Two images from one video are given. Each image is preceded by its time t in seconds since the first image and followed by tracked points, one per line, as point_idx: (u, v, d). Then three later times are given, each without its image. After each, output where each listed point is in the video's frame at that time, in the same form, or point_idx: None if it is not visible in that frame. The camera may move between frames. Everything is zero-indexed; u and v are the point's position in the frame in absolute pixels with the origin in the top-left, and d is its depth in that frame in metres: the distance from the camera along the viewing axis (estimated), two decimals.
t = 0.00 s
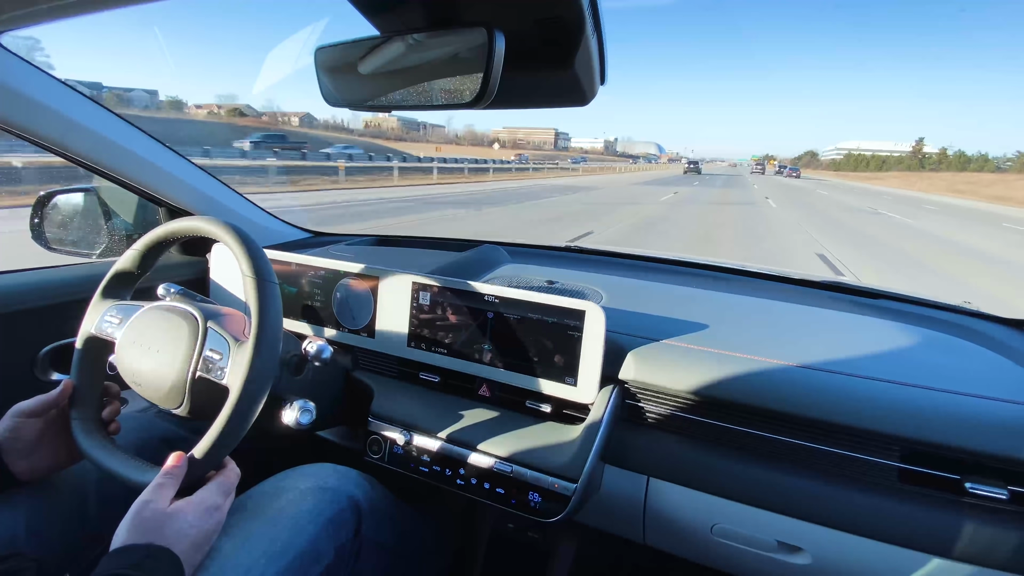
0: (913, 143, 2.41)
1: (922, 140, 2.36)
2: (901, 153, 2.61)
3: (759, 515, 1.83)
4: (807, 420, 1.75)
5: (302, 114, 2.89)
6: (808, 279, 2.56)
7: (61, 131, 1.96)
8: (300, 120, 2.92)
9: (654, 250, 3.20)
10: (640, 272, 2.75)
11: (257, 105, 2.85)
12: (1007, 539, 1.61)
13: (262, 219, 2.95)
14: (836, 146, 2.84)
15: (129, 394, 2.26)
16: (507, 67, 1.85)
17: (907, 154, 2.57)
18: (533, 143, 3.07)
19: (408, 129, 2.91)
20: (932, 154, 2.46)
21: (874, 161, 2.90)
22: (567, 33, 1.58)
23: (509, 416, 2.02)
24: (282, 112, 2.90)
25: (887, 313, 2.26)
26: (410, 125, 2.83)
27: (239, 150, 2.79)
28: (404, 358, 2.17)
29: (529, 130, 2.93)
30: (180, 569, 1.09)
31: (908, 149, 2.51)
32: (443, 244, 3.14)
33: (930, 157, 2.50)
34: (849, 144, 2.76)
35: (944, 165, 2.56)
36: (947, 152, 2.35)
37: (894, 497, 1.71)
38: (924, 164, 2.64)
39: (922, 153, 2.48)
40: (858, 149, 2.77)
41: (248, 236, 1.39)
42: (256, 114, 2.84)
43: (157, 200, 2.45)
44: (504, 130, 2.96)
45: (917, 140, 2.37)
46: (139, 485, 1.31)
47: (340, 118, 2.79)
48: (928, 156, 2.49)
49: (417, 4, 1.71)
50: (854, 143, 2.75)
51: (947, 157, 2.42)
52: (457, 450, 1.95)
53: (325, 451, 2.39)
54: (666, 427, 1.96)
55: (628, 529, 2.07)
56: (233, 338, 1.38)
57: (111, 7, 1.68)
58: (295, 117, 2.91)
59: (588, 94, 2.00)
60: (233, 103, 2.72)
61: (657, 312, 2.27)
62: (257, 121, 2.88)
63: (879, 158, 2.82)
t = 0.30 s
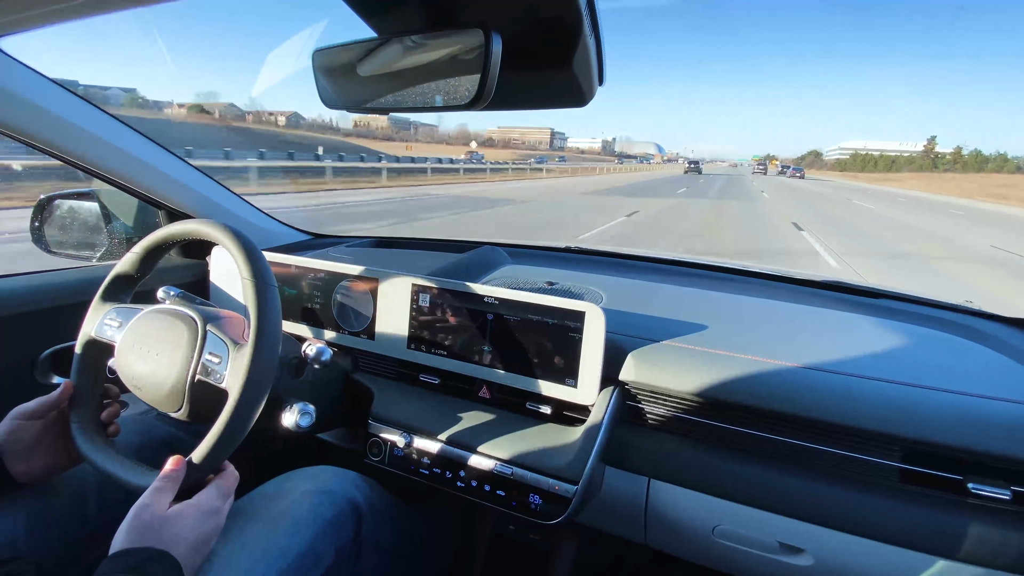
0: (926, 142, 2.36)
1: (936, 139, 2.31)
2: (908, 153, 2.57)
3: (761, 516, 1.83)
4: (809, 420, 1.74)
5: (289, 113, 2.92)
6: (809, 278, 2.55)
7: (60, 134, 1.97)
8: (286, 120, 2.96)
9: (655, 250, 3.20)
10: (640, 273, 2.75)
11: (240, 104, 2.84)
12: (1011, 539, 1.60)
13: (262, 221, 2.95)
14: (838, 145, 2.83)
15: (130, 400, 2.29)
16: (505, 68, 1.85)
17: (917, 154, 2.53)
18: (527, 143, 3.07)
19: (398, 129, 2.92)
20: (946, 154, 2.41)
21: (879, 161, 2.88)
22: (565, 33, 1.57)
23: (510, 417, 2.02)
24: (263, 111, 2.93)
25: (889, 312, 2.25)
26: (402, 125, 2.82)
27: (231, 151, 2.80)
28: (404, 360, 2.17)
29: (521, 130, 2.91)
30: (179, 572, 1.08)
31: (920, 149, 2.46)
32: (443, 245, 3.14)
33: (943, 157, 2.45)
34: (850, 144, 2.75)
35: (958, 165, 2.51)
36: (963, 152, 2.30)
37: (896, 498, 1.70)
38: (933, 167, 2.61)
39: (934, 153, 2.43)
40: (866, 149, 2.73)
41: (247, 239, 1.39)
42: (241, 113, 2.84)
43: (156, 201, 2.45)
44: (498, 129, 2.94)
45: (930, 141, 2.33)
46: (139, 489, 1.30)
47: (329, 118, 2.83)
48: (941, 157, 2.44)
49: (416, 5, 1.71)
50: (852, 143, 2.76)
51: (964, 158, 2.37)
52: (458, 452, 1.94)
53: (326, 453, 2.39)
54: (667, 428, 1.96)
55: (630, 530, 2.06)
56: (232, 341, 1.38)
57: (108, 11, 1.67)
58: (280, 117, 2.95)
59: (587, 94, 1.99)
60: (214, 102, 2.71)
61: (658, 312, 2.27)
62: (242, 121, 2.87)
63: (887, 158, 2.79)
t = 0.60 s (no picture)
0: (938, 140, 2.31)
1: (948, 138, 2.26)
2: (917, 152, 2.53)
3: (763, 515, 1.82)
4: (812, 419, 1.73)
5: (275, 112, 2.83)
6: (811, 277, 2.54)
7: (59, 132, 1.96)
8: (271, 120, 2.86)
9: (656, 249, 3.19)
10: (641, 271, 2.74)
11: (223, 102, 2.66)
12: (1015, 539, 1.59)
13: (262, 220, 2.95)
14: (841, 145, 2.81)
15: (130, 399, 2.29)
16: (505, 65, 1.84)
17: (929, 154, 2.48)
18: (520, 142, 3.05)
19: (386, 129, 2.91)
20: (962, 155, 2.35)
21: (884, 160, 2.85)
22: (565, 29, 1.56)
23: (511, 416, 2.01)
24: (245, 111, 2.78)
25: (892, 310, 2.25)
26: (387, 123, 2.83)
27: (243, 153, 2.79)
28: (404, 359, 2.16)
29: (515, 130, 2.90)
30: (178, 571, 1.08)
31: (933, 148, 2.41)
32: (443, 244, 3.13)
33: (957, 157, 2.40)
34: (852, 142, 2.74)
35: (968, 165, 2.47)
36: (979, 152, 2.23)
37: (900, 497, 1.69)
38: (943, 168, 2.57)
39: (947, 153, 2.38)
40: (874, 148, 2.69)
41: (246, 237, 1.38)
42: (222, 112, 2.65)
43: (156, 200, 2.45)
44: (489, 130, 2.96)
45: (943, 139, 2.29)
46: (138, 488, 1.30)
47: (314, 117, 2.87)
48: (952, 157, 2.41)
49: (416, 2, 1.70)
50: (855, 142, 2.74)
51: (980, 159, 2.31)
52: (459, 451, 1.93)
53: (326, 452, 2.38)
54: (669, 427, 1.95)
55: (631, 530, 2.06)
56: (232, 340, 1.37)
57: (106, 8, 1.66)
58: (267, 116, 2.84)
59: (588, 92, 1.99)
60: (194, 100, 2.50)
61: (659, 311, 2.26)
62: (224, 121, 2.67)
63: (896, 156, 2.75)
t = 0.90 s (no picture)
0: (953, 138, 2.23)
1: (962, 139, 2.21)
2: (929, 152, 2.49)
3: (765, 516, 1.81)
4: (814, 420, 1.72)
5: (262, 110, 2.77)
6: (813, 277, 2.53)
7: (59, 132, 1.96)
8: (257, 119, 2.80)
9: (657, 249, 3.19)
10: (642, 271, 2.73)
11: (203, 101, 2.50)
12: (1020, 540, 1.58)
13: (262, 221, 2.95)
14: (846, 143, 2.80)
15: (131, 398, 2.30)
16: (504, 64, 1.84)
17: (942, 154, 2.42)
18: (514, 143, 3.05)
19: (374, 128, 2.95)
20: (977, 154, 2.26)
21: (890, 160, 2.83)
22: (564, 27, 1.56)
23: (511, 416, 2.01)
24: (228, 109, 2.64)
25: (893, 310, 2.24)
26: (378, 123, 2.84)
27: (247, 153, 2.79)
28: (405, 359, 2.16)
29: (510, 128, 2.92)
30: (177, 572, 1.07)
31: (947, 149, 2.35)
32: (444, 245, 3.13)
33: (973, 157, 2.31)
34: (858, 142, 2.71)
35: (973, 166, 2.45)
36: (1000, 152, 2.11)
37: (902, 497, 1.69)
38: (956, 170, 2.47)
39: (962, 153, 2.30)
40: (884, 147, 2.64)
41: (246, 239, 1.38)
42: (202, 111, 2.51)
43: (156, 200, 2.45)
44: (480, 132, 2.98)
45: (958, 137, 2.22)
46: (137, 489, 1.29)
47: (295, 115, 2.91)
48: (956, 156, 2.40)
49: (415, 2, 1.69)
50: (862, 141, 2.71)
51: (998, 159, 2.19)
52: (459, 452, 1.93)
53: (327, 452, 2.38)
54: (670, 427, 1.94)
55: (632, 530, 2.05)
56: (232, 341, 1.37)
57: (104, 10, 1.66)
58: (253, 116, 2.77)
59: (587, 91, 1.98)
60: (171, 99, 2.36)
61: (660, 311, 2.25)
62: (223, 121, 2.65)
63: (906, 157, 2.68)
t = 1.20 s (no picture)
0: (971, 137, 2.16)
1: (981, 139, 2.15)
2: (938, 150, 2.48)
3: (767, 514, 1.81)
4: (815, 419, 1.72)
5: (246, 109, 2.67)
6: (814, 275, 2.53)
7: (61, 132, 1.96)
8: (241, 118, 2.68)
9: (658, 249, 3.19)
10: (643, 270, 2.74)
11: (182, 100, 2.38)
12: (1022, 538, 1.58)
13: (264, 221, 2.96)
14: (852, 144, 2.81)
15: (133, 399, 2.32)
16: (504, 64, 1.85)
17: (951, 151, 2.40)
18: (511, 143, 3.05)
19: (374, 129, 2.94)
20: (993, 155, 2.20)
21: (894, 160, 2.82)
22: (566, 27, 1.56)
23: (513, 415, 2.01)
24: (210, 109, 2.52)
25: (894, 308, 2.25)
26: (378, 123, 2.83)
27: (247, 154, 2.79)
28: (406, 359, 2.16)
29: (507, 128, 2.92)
30: (181, 570, 1.08)
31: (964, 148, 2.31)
32: (445, 244, 3.14)
33: (976, 157, 2.31)
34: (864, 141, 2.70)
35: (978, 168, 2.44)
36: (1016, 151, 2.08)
37: (904, 495, 1.69)
38: (975, 171, 2.42)
39: (976, 153, 2.28)
40: (891, 146, 2.63)
41: (249, 239, 1.38)
42: (181, 109, 2.35)
43: (156, 200, 2.45)
44: (473, 132, 2.99)
45: (977, 137, 2.15)
46: (140, 488, 1.30)
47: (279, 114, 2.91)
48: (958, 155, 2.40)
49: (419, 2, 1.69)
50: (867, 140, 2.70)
51: (1001, 159, 2.18)
52: (461, 450, 1.93)
53: (329, 451, 2.39)
54: (671, 426, 1.95)
55: (634, 529, 2.06)
56: (234, 341, 1.37)
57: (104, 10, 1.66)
58: (237, 114, 2.64)
59: (588, 91, 1.99)
60: (147, 97, 2.23)
61: (662, 310, 2.25)
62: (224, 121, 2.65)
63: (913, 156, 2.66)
